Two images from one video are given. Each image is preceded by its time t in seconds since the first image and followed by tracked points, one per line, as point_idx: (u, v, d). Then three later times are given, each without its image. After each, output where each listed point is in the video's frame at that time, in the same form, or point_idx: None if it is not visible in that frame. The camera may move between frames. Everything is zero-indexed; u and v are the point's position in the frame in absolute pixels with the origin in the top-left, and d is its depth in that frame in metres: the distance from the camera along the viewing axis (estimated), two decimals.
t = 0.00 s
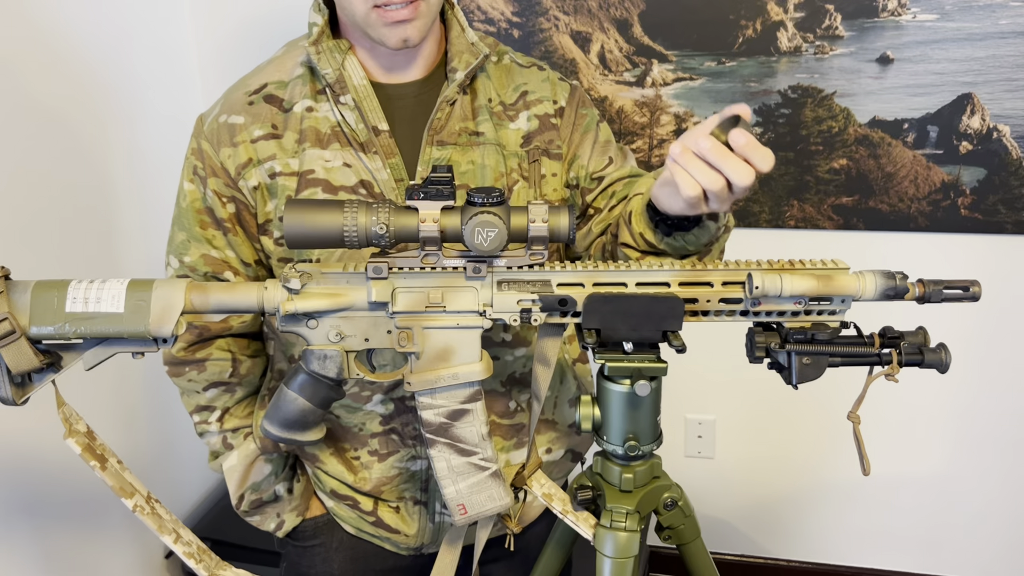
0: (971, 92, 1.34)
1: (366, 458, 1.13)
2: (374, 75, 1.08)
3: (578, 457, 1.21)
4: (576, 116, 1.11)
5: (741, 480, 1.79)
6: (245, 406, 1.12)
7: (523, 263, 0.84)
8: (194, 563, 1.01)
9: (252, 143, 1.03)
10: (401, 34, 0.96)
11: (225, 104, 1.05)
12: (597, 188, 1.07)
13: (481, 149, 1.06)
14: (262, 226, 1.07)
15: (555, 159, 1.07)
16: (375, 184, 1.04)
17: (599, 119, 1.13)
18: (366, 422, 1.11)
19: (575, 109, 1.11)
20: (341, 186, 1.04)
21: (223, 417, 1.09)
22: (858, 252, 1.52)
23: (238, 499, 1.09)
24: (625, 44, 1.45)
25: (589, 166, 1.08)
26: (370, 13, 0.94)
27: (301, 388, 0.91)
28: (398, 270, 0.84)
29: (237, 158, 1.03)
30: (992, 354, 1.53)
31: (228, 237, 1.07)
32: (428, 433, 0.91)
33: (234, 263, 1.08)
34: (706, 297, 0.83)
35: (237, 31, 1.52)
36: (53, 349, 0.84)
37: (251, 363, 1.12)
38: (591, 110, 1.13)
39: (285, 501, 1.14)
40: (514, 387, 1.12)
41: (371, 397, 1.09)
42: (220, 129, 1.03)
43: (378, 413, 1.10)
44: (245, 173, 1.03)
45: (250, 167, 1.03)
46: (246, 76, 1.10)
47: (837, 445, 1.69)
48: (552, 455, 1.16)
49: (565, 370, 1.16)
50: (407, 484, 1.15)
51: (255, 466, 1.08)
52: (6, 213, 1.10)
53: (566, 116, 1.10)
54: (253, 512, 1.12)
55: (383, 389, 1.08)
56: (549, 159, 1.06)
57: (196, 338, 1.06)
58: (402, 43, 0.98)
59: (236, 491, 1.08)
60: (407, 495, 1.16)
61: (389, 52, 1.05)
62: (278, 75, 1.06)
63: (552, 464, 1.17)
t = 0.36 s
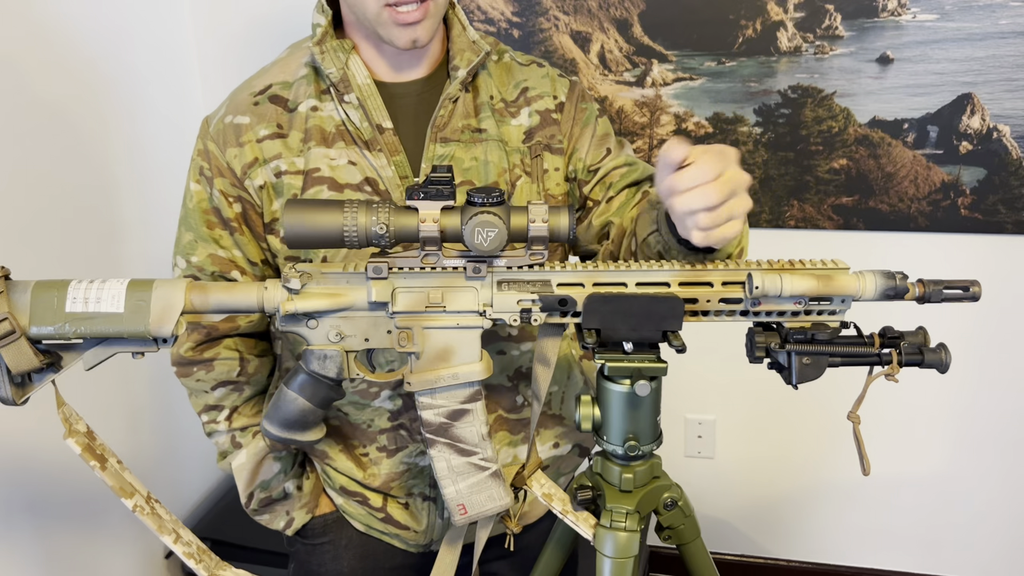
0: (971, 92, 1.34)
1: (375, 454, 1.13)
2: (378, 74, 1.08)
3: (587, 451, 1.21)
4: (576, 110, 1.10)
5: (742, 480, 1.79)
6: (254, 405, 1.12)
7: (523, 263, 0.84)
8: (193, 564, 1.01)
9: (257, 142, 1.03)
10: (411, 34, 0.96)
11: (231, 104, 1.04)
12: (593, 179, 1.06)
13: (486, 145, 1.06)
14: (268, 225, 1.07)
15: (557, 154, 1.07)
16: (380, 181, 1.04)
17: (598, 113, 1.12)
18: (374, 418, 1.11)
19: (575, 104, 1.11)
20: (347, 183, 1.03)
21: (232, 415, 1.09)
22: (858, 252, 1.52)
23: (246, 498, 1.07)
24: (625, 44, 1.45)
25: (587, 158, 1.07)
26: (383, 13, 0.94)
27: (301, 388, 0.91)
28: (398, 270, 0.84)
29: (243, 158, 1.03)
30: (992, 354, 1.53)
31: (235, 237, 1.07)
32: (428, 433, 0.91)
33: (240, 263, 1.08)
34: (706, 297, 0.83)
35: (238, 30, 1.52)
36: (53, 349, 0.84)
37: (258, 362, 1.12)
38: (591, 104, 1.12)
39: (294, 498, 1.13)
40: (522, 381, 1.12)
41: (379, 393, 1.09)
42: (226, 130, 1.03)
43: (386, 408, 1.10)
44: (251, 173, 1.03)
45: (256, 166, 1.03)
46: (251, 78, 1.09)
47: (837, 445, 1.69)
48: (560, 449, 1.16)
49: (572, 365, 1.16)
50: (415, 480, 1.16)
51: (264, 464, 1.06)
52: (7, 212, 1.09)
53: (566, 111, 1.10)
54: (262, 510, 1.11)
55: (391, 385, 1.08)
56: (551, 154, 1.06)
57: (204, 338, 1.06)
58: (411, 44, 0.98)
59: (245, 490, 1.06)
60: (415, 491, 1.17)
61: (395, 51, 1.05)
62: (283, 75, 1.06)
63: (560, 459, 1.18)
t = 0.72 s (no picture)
0: (971, 92, 1.34)
1: (357, 447, 1.14)
2: (365, 74, 1.09)
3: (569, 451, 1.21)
4: (558, 106, 1.11)
5: (742, 480, 1.79)
6: (239, 397, 1.12)
7: (523, 263, 0.84)
8: (194, 563, 1.01)
9: (245, 139, 1.03)
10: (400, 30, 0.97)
11: (220, 102, 1.05)
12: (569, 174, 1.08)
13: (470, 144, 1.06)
14: (256, 220, 1.07)
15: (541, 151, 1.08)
16: (365, 178, 1.04)
17: (581, 111, 1.12)
18: (357, 411, 1.12)
19: (559, 101, 1.11)
20: (332, 180, 1.03)
21: (218, 408, 1.09)
22: (858, 252, 1.52)
23: (229, 489, 1.09)
24: (625, 44, 1.45)
25: (566, 153, 1.09)
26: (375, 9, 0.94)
27: (301, 388, 0.91)
28: (398, 270, 0.84)
29: (232, 154, 1.03)
30: (992, 354, 1.53)
31: (223, 232, 1.07)
32: (428, 433, 0.91)
33: (229, 259, 1.08)
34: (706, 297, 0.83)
35: (237, 29, 1.52)
36: (53, 349, 0.84)
37: (247, 356, 1.13)
38: (575, 102, 1.12)
39: (276, 489, 1.14)
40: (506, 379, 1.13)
41: (363, 386, 1.10)
42: (215, 127, 1.04)
43: (369, 402, 1.11)
44: (239, 169, 1.03)
45: (244, 163, 1.04)
46: (242, 77, 1.10)
47: (837, 445, 1.70)
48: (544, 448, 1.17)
49: (561, 363, 1.17)
50: (397, 473, 1.16)
51: (249, 456, 1.08)
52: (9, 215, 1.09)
53: (550, 108, 1.11)
54: (246, 501, 1.12)
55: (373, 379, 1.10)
56: (536, 150, 1.07)
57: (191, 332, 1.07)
58: (401, 40, 0.98)
59: (228, 480, 1.08)
60: (397, 485, 1.17)
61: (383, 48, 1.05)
62: (272, 74, 1.06)
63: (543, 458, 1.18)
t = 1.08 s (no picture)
0: (971, 92, 1.34)
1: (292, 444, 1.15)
2: (316, 75, 1.10)
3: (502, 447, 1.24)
4: (504, 108, 1.15)
5: (741, 480, 1.78)
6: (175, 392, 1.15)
7: (523, 263, 0.83)
8: (194, 563, 1.01)
9: (192, 136, 1.03)
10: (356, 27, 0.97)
11: (165, 94, 1.04)
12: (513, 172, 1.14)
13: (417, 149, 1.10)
14: (197, 218, 1.07)
15: (484, 155, 1.12)
16: (312, 181, 1.06)
17: (527, 109, 1.17)
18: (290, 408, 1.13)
19: (504, 102, 1.15)
20: (278, 181, 1.05)
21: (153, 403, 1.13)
22: (859, 253, 1.52)
23: (166, 482, 1.13)
24: (625, 44, 1.45)
25: (509, 152, 1.14)
26: (329, 5, 0.95)
27: (300, 388, 0.91)
28: (398, 270, 0.84)
29: (176, 151, 1.03)
30: (992, 354, 1.53)
31: (165, 227, 1.07)
32: (428, 433, 0.91)
33: (169, 253, 1.09)
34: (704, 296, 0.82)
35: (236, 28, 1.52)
36: (53, 349, 0.83)
37: (182, 351, 1.14)
38: (521, 100, 1.17)
39: (214, 482, 1.18)
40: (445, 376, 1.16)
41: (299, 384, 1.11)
42: (159, 121, 1.03)
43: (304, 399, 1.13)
44: (183, 166, 1.04)
45: (188, 160, 1.04)
46: (185, 67, 1.09)
47: (837, 445, 1.70)
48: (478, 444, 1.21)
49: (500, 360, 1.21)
50: (333, 469, 1.18)
51: (185, 450, 1.15)
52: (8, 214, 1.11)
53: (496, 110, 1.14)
54: (182, 494, 1.16)
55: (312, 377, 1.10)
56: (479, 155, 1.11)
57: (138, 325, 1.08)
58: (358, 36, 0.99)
59: (165, 474, 1.13)
60: (333, 479, 1.18)
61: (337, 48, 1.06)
62: (221, 67, 1.07)
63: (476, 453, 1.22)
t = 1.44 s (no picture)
0: (971, 92, 1.34)
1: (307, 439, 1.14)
2: (320, 68, 1.10)
3: (517, 438, 1.24)
4: (511, 95, 1.14)
5: (740, 480, 1.78)
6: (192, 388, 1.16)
7: (523, 263, 0.83)
8: (193, 563, 1.01)
9: (198, 131, 1.05)
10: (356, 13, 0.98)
11: (173, 93, 1.06)
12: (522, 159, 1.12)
13: (423, 137, 1.09)
14: (207, 212, 1.09)
15: (492, 142, 1.11)
16: (318, 173, 1.06)
17: (535, 96, 1.15)
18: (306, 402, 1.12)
19: (512, 89, 1.14)
20: (284, 173, 1.05)
21: (169, 399, 1.15)
22: (859, 253, 1.52)
23: (183, 478, 1.15)
24: (625, 44, 1.45)
25: (518, 139, 1.13)
26: None
27: (301, 388, 0.91)
28: (398, 270, 0.84)
29: (184, 146, 1.05)
30: (992, 354, 1.53)
31: (175, 223, 1.09)
32: (428, 433, 0.90)
33: (181, 249, 1.10)
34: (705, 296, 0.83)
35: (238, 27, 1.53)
36: (53, 348, 0.83)
37: (200, 347, 1.16)
38: (528, 87, 1.16)
39: (229, 480, 1.18)
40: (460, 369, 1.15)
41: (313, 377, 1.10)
42: (167, 118, 1.05)
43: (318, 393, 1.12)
44: (191, 161, 1.05)
45: (196, 155, 1.05)
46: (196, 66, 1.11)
47: (836, 445, 1.70)
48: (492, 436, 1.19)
49: (514, 352, 1.20)
50: (348, 463, 1.17)
51: (200, 447, 1.16)
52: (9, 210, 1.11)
53: (503, 97, 1.13)
54: (199, 490, 1.17)
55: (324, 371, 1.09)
56: (487, 141, 1.10)
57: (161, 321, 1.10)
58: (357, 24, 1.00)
59: (181, 471, 1.15)
60: (348, 474, 1.18)
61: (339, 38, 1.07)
62: (225, 65, 1.07)
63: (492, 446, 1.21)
